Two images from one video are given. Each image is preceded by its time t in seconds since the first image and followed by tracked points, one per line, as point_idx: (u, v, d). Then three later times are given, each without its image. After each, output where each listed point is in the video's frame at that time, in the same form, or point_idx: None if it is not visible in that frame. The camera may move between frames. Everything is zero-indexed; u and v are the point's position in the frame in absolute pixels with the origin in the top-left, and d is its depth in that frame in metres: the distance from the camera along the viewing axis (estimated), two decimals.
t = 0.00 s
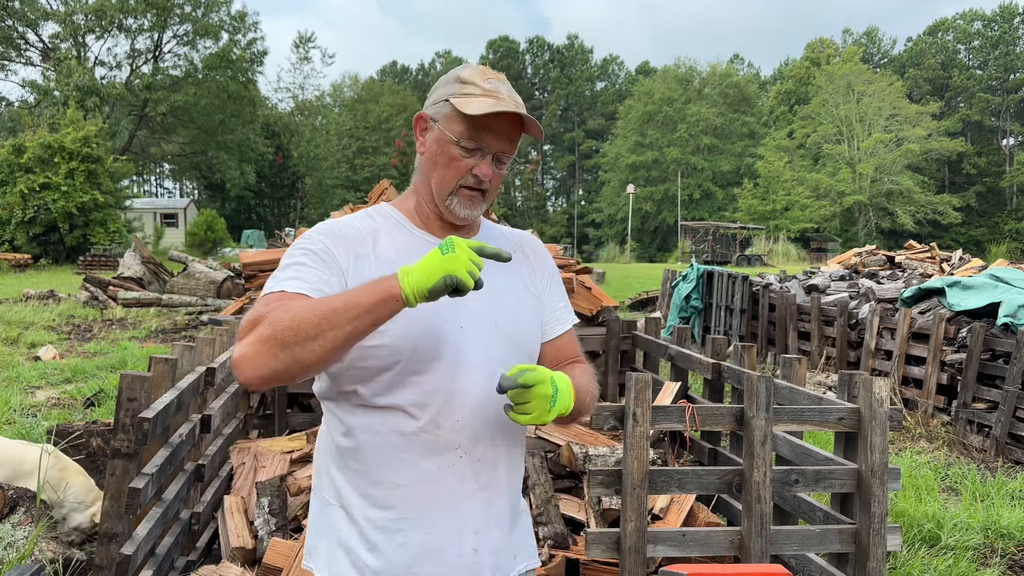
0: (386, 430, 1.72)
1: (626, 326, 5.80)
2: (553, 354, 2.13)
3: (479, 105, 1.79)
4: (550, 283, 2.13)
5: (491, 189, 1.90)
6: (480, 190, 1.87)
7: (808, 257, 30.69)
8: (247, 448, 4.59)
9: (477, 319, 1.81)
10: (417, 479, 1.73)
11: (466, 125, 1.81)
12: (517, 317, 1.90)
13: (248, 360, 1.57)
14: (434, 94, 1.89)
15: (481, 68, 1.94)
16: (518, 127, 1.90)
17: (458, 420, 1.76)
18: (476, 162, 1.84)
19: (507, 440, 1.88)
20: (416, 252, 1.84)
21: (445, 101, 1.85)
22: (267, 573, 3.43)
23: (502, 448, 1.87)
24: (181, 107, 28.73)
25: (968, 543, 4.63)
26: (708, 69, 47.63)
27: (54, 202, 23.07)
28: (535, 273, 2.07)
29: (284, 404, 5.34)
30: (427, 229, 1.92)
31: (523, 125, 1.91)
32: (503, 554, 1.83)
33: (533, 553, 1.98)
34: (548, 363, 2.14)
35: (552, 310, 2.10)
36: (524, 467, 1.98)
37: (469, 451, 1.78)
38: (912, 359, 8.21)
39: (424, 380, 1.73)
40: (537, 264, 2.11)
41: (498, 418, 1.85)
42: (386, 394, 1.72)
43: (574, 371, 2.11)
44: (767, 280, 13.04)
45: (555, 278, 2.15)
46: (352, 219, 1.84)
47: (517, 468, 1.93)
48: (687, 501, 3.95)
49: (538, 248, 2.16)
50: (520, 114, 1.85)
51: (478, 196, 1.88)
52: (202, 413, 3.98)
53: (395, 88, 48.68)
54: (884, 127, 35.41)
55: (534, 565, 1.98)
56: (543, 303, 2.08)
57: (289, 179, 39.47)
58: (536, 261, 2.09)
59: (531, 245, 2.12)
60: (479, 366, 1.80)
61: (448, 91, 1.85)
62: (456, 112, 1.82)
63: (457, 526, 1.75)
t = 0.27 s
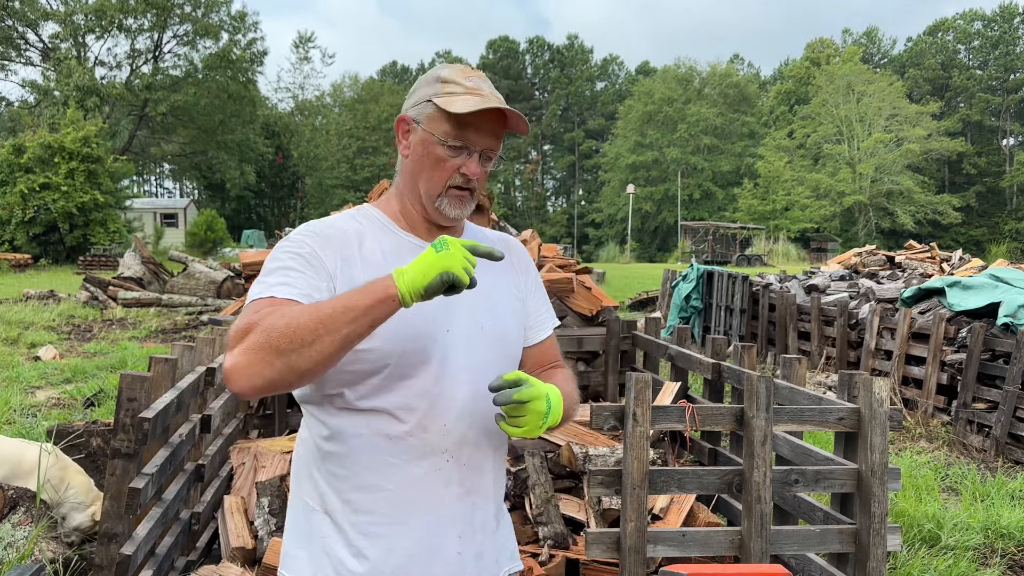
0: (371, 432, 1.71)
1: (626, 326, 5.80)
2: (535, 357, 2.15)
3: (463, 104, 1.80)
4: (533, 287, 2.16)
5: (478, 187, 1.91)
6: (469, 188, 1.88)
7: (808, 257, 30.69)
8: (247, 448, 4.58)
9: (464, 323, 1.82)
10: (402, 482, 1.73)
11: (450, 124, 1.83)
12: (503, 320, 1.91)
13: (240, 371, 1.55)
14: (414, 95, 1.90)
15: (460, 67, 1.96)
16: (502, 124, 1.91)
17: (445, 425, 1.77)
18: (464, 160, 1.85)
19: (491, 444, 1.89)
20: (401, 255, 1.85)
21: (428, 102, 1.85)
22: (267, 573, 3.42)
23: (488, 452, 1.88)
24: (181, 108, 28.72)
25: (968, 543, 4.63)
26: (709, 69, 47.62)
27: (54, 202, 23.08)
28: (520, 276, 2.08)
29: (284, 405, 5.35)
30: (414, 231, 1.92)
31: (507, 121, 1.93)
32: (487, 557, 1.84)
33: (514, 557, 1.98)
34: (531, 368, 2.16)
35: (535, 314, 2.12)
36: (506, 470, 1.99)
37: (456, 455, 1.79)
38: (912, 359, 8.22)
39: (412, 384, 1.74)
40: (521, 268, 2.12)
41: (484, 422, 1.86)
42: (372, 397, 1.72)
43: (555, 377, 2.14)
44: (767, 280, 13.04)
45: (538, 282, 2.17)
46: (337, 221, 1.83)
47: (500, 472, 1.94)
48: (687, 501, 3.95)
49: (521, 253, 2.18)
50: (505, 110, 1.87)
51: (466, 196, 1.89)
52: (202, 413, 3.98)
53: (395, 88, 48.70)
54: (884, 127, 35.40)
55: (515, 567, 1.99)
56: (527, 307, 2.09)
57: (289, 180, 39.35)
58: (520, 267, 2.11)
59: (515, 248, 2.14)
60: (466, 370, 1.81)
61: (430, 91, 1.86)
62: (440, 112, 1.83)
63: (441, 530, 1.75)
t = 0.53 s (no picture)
0: (359, 442, 1.71)
1: (625, 326, 5.80)
2: (517, 360, 2.17)
3: (453, 101, 1.84)
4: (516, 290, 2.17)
5: (468, 184, 1.94)
6: (459, 186, 1.92)
7: (808, 257, 30.68)
8: (247, 448, 4.59)
9: (452, 331, 1.83)
10: (389, 492, 1.73)
11: (438, 122, 1.86)
12: (488, 328, 1.93)
13: (238, 388, 1.53)
14: (397, 96, 1.92)
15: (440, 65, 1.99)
16: (487, 120, 1.96)
17: (433, 434, 1.77)
18: (453, 158, 1.89)
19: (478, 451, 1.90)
20: (392, 258, 1.85)
21: (413, 101, 1.88)
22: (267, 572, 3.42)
23: (473, 460, 1.90)
24: (181, 107, 28.70)
25: (969, 543, 4.63)
26: (708, 69, 47.60)
27: (54, 202, 23.07)
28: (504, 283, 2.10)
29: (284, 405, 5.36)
30: (403, 234, 1.93)
31: (492, 115, 1.97)
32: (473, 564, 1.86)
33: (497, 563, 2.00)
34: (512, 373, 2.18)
35: (518, 322, 2.14)
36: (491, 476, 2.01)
37: (444, 464, 1.79)
38: (912, 359, 8.22)
39: (400, 394, 1.74)
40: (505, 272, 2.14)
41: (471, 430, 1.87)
42: (362, 404, 1.72)
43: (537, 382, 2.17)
44: (767, 280, 13.05)
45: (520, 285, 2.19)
46: (324, 223, 1.81)
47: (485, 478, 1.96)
48: (687, 501, 3.95)
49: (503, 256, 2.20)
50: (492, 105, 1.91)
51: (457, 194, 1.92)
52: (202, 413, 3.98)
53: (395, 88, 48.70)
54: (884, 127, 35.39)
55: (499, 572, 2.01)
56: (510, 312, 2.11)
57: (289, 180, 39.30)
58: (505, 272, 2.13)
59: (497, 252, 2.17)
60: (454, 378, 1.82)
61: (414, 91, 1.88)
62: (429, 111, 1.86)
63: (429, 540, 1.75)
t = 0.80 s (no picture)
0: (357, 443, 1.71)
1: (626, 326, 5.80)
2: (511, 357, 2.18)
3: (434, 91, 1.84)
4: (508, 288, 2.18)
5: (454, 179, 1.95)
6: (444, 180, 1.91)
7: (808, 257, 30.67)
8: (247, 448, 4.59)
9: (447, 328, 1.83)
10: (386, 491, 1.72)
11: (418, 113, 1.87)
12: (482, 326, 1.93)
13: (237, 390, 1.54)
14: (381, 93, 1.93)
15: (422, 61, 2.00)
16: (470, 113, 1.96)
17: (428, 431, 1.77)
18: (437, 150, 1.89)
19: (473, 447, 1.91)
20: (382, 254, 1.85)
21: (396, 96, 1.89)
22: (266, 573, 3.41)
23: (471, 456, 1.90)
24: (181, 108, 28.69)
25: (969, 544, 4.63)
26: (708, 69, 47.58)
27: (54, 202, 23.07)
28: (497, 278, 2.09)
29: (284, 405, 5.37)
30: (392, 231, 1.93)
31: (476, 109, 1.98)
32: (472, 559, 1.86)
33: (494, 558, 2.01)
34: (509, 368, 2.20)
35: (512, 318, 2.15)
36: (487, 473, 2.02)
37: (441, 462, 1.80)
38: (912, 359, 8.22)
39: (395, 391, 1.73)
40: (499, 269, 2.14)
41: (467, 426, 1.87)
42: (357, 405, 1.71)
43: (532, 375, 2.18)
44: (767, 280, 13.05)
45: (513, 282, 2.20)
46: (313, 224, 1.81)
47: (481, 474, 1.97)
48: (687, 501, 3.95)
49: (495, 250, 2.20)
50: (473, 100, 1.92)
51: (442, 188, 1.93)
52: (202, 413, 3.98)
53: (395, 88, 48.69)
54: (884, 127, 35.38)
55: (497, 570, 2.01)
56: (503, 308, 2.12)
57: (289, 180, 39.23)
58: (498, 268, 2.13)
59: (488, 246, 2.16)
60: (449, 376, 1.83)
61: (396, 86, 1.90)
62: (412, 106, 1.87)
63: (427, 539, 1.76)
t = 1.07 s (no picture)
0: (364, 439, 1.71)
1: (626, 326, 5.80)
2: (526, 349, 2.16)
3: (438, 86, 1.84)
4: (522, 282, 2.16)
5: (456, 176, 1.93)
6: (446, 177, 1.90)
7: (808, 257, 30.67)
8: (247, 448, 4.59)
9: (453, 322, 1.82)
10: (395, 485, 1.72)
11: (422, 110, 1.87)
12: (491, 321, 1.92)
13: (233, 383, 1.56)
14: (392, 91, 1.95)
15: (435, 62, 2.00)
16: (477, 113, 1.95)
17: (436, 425, 1.77)
18: (438, 146, 1.88)
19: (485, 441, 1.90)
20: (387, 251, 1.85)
21: (403, 93, 1.89)
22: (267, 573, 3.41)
23: (481, 449, 1.89)
24: (181, 108, 28.69)
25: (969, 543, 4.63)
26: (708, 69, 47.59)
27: (54, 202, 23.07)
28: (508, 273, 2.08)
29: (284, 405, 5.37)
30: (398, 227, 1.93)
31: (485, 109, 1.96)
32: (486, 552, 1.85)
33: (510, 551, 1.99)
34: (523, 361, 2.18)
35: (524, 311, 2.14)
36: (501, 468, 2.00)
37: (450, 455, 1.79)
38: (912, 359, 8.22)
39: (401, 386, 1.73)
40: (510, 261, 2.13)
41: (476, 420, 1.86)
42: (363, 400, 1.72)
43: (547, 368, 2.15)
44: (767, 280, 13.05)
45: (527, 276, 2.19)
46: (319, 221, 1.83)
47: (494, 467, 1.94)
48: (687, 501, 3.95)
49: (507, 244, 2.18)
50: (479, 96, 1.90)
51: (444, 185, 1.91)
52: (202, 413, 3.98)
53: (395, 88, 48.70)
54: (884, 127, 35.39)
55: (513, 566, 1.98)
56: (515, 302, 2.11)
57: (289, 180, 39.46)
58: (509, 262, 2.11)
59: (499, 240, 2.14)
60: (456, 370, 1.82)
61: (405, 83, 1.91)
62: (416, 102, 1.87)
63: (436, 531, 1.75)
